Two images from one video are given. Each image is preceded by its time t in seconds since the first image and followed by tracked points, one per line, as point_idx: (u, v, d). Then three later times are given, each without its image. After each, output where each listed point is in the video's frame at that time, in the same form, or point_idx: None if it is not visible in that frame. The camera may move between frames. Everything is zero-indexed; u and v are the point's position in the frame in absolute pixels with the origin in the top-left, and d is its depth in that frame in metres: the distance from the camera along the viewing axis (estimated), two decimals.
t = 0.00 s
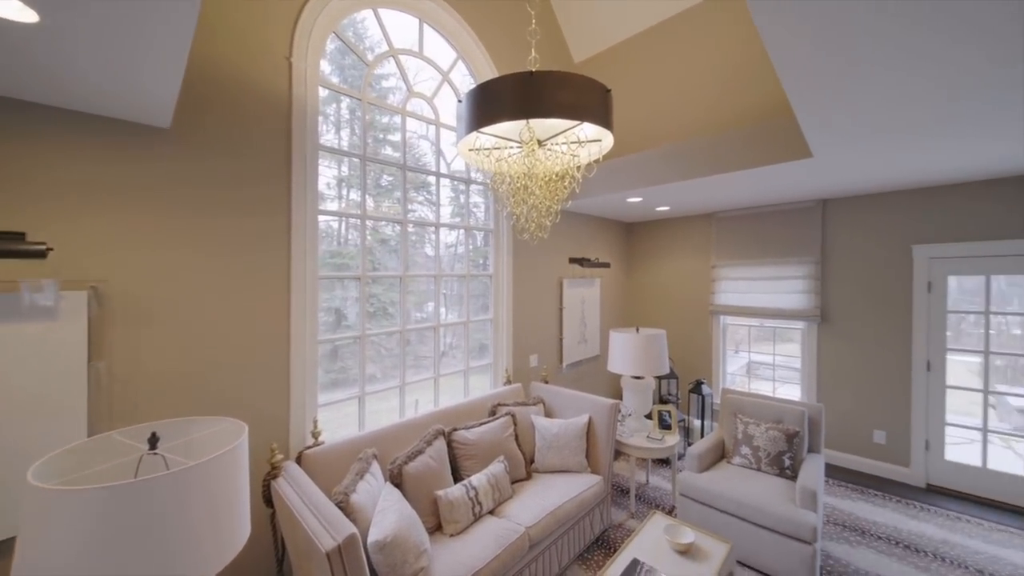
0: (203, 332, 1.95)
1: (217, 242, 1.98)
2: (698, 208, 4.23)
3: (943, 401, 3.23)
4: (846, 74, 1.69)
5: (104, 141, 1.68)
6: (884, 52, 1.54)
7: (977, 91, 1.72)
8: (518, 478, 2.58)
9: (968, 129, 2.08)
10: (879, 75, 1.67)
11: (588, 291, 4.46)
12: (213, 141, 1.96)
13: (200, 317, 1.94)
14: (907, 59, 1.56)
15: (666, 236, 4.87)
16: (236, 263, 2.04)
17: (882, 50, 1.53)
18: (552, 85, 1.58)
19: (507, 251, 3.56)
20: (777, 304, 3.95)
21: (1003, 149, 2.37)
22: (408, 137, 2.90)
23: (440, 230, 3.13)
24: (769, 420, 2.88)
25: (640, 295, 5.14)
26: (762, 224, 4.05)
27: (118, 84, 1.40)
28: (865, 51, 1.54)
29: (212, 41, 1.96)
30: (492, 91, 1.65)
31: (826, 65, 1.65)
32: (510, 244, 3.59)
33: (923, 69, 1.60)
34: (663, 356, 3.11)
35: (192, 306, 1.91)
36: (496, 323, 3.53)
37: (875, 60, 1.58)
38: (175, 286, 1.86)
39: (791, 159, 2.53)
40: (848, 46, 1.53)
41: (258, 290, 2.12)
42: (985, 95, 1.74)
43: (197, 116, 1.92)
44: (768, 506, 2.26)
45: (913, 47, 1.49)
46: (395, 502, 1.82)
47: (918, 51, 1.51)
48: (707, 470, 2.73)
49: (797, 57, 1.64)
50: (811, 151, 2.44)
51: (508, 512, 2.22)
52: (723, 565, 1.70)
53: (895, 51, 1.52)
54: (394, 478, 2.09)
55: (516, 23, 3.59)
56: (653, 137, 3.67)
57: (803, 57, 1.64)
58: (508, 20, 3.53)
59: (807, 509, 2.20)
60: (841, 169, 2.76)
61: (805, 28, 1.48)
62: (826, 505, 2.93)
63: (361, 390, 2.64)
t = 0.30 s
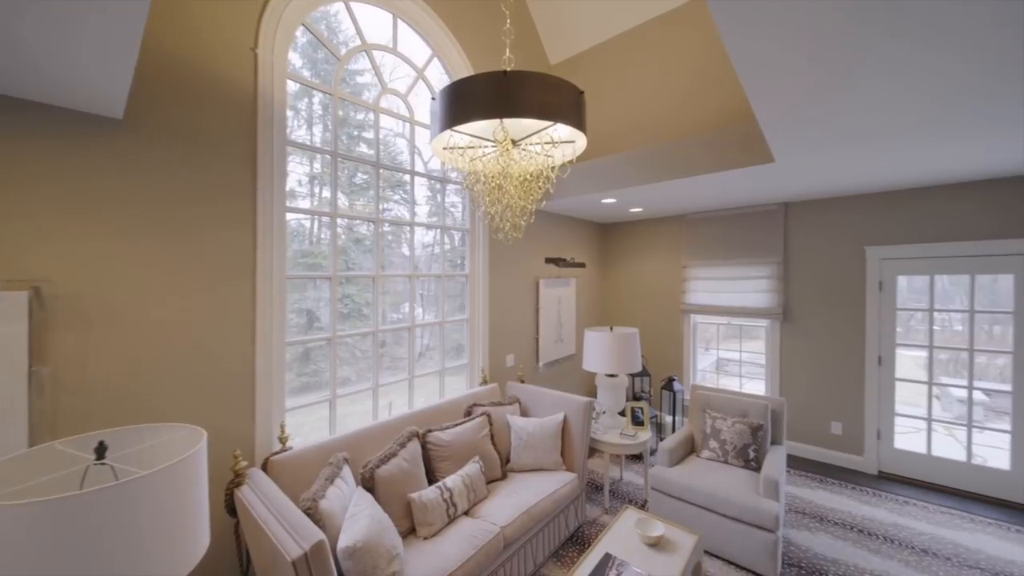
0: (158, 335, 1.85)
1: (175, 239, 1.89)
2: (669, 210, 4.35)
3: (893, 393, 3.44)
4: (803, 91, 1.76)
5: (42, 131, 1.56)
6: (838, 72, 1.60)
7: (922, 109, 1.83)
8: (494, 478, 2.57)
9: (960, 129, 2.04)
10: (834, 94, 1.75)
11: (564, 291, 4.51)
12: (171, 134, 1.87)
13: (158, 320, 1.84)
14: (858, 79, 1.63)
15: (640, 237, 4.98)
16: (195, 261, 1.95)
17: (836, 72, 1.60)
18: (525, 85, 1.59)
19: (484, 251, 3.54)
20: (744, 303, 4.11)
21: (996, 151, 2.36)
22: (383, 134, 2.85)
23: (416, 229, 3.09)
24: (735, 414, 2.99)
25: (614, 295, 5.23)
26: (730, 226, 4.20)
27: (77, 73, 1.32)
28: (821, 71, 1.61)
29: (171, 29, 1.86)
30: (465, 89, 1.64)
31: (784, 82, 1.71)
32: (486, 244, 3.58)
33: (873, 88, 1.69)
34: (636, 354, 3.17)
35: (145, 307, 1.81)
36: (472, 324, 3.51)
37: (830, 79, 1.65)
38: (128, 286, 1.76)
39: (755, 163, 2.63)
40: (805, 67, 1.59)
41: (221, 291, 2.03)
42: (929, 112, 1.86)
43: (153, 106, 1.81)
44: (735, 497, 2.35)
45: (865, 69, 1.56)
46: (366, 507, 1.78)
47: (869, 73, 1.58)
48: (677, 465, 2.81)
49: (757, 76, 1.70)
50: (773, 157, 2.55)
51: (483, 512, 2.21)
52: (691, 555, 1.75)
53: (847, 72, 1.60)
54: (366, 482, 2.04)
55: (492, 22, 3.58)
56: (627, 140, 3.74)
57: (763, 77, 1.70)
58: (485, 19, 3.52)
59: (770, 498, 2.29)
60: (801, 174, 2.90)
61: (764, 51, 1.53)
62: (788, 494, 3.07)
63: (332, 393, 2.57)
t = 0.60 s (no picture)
0: (107, 336, 1.73)
1: (125, 235, 1.77)
2: (642, 211, 4.44)
3: (849, 386, 3.64)
4: (765, 96, 1.83)
5: None
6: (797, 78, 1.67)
7: (875, 115, 1.94)
8: (469, 479, 2.55)
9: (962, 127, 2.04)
10: (794, 99, 1.83)
11: (540, 290, 4.53)
12: (120, 123, 1.75)
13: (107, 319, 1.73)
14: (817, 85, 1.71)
15: (614, 238, 5.06)
16: (148, 258, 1.84)
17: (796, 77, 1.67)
18: (499, 82, 1.58)
19: (459, 250, 3.51)
20: (713, 301, 4.24)
21: (967, 153, 2.45)
22: (357, 130, 2.78)
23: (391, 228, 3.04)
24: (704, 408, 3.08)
25: (589, 294, 5.29)
26: (699, 227, 4.33)
27: (32, 59, 1.24)
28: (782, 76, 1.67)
29: (121, 12, 1.75)
30: (438, 85, 1.62)
31: (748, 86, 1.77)
32: (462, 243, 3.55)
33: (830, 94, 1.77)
34: (610, 352, 3.21)
35: (92, 306, 1.69)
36: (447, 323, 3.47)
37: (790, 84, 1.72)
38: (72, 283, 1.64)
39: (722, 165, 2.72)
40: (767, 71, 1.65)
41: (177, 290, 1.92)
42: (881, 118, 1.97)
43: (101, 93, 1.70)
44: (703, 489, 2.41)
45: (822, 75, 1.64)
46: (334, 513, 1.73)
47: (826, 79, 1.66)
48: (649, 459, 2.87)
49: (722, 80, 1.75)
50: (738, 160, 2.64)
51: (457, 513, 2.19)
52: (661, 547, 1.79)
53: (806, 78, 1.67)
54: (335, 487, 1.98)
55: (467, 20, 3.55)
56: (601, 141, 3.80)
57: (727, 81, 1.76)
58: (459, 16, 3.49)
59: (736, 489, 2.37)
60: (765, 177, 3.02)
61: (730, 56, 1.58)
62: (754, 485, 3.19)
63: (300, 396, 2.48)
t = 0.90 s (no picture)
0: (45, 336, 1.60)
1: (66, 228, 1.64)
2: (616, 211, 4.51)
3: (809, 379, 3.82)
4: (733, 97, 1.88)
5: None
6: (764, 80, 1.72)
7: (833, 119, 2.03)
8: (442, 480, 2.51)
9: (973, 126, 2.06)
10: (760, 101, 1.89)
11: (516, 289, 4.52)
12: (61, 107, 1.62)
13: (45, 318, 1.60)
14: (782, 88, 1.77)
15: (589, 237, 5.12)
16: (93, 253, 1.71)
17: (762, 80, 1.72)
18: (470, 76, 1.56)
19: (433, 249, 3.45)
20: (683, 300, 4.36)
21: (914, 158, 2.61)
22: (327, 125, 2.70)
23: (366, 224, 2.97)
24: (674, 403, 3.15)
25: (565, 293, 5.33)
26: (670, 227, 4.44)
27: None
28: (749, 78, 1.72)
29: None
30: (407, 77, 1.58)
31: (716, 88, 1.82)
32: (436, 242, 3.49)
33: (793, 98, 1.84)
34: (584, 349, 3.24)
35: (26, 304, 1.56)
36: (421, 323, 3.41)
37: (757, 86, 1.78)
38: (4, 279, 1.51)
39: (690, 166, 2.80)
40: (735, 73, 1.69)
41: (126, 287, 1.80)
42: (838, 123, 2.06)
43: (38, 75, 1.57)
44: (673, 481, 2.46)
45: (786, 79, 1.70)
46: (298, 520, 1.65)
47: (790, 82, 1.71)
48: (622, 455, 2.91)
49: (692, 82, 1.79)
50: (706, 161, 2.72)
51: (430, 515, 2.15)
52: (632, 541, 1.82)
53: (771, 81, 1.72)
54: (300, 493, 1.90)
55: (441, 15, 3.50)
56: (575, 141, 3.83)
57: (697, 82, 1.79)
58: (432, 11, 3.44)
59: (704, 481, 2.44)
60: (731, 179, 3.13)
61: (700, 56, 1.61)
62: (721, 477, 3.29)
63: (264, 400, 2.37)
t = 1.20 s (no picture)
0: None
1: None
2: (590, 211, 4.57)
3: (771, 373, 3.99)
4: (702, 99, 1.93)
5: None
6: (730, 82, 1.77)
7: (794, 123, 2.12)
8: (415, 481, 2.46)
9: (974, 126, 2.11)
10: (727, 103, 1.94)
11: (491, 288, 4.50)
12: None
13: None
14: (749, 90, 1.82)
15: (563, 236, 5.16)
16: (28, 247, 1.57)
17: (729, 81, 1.76)
18: (442, 68, 1.53)
19: (406, 247, 3.38)
20: (654, 298, 4.47)
21: (866, 162, 2.77)
22: (295, 119, 2.60)
23: (336, 220, 2.88)
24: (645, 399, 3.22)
25: (540, 292, 5.36)
26: (642, 227, 4.54)
27: None
28: (718, 80, 1.76)
29: None
30: (377, 67, 1.53)
31: (687, 88, 1.85)
32: (409, 239, 3.42)
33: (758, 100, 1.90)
34: (558, 347, 3.25)
35: None
36: (393, 322, 3.34)
37: (723, 88, 1.83)
38: None
39: (660, 166, 2.86)
40: (705, 74, 1.73)
41: (66, 284, 1.66)
42: (799, 126, 2.16)
43: None
44: (644, 475, 2.51)
45: (753, 81, 1.74)
46: (260, 528, 1.58)
47: (756, 85, 1.77)
48: (595, 451, 2.94)
49: (663, 82, 1.81)
50: (675, 161, 2.79)
51: (401, 518, 2.10)
52: (604, 534, 1.84)
53: (738, 83, 1.77)
54: (263, 500, 1.82)
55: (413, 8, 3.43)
56: (549, 141, 3.85)
57: (668, 83, 1.82)
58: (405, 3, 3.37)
59: (674, 473, 2.50)
60: (699, 180, 3.22)
61: (671, 56, 1.63)
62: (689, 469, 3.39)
63: (224, 404, 2.25)
